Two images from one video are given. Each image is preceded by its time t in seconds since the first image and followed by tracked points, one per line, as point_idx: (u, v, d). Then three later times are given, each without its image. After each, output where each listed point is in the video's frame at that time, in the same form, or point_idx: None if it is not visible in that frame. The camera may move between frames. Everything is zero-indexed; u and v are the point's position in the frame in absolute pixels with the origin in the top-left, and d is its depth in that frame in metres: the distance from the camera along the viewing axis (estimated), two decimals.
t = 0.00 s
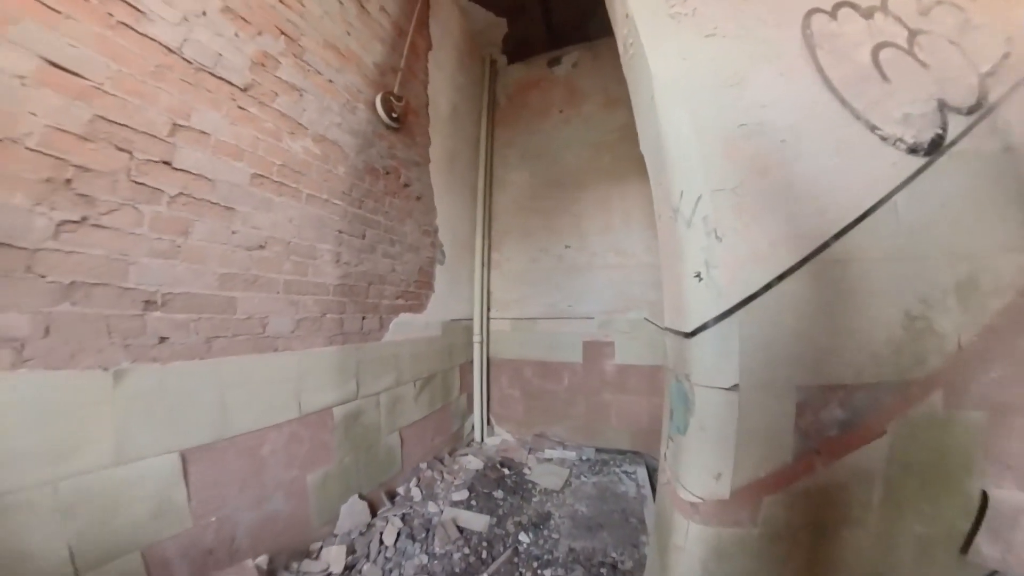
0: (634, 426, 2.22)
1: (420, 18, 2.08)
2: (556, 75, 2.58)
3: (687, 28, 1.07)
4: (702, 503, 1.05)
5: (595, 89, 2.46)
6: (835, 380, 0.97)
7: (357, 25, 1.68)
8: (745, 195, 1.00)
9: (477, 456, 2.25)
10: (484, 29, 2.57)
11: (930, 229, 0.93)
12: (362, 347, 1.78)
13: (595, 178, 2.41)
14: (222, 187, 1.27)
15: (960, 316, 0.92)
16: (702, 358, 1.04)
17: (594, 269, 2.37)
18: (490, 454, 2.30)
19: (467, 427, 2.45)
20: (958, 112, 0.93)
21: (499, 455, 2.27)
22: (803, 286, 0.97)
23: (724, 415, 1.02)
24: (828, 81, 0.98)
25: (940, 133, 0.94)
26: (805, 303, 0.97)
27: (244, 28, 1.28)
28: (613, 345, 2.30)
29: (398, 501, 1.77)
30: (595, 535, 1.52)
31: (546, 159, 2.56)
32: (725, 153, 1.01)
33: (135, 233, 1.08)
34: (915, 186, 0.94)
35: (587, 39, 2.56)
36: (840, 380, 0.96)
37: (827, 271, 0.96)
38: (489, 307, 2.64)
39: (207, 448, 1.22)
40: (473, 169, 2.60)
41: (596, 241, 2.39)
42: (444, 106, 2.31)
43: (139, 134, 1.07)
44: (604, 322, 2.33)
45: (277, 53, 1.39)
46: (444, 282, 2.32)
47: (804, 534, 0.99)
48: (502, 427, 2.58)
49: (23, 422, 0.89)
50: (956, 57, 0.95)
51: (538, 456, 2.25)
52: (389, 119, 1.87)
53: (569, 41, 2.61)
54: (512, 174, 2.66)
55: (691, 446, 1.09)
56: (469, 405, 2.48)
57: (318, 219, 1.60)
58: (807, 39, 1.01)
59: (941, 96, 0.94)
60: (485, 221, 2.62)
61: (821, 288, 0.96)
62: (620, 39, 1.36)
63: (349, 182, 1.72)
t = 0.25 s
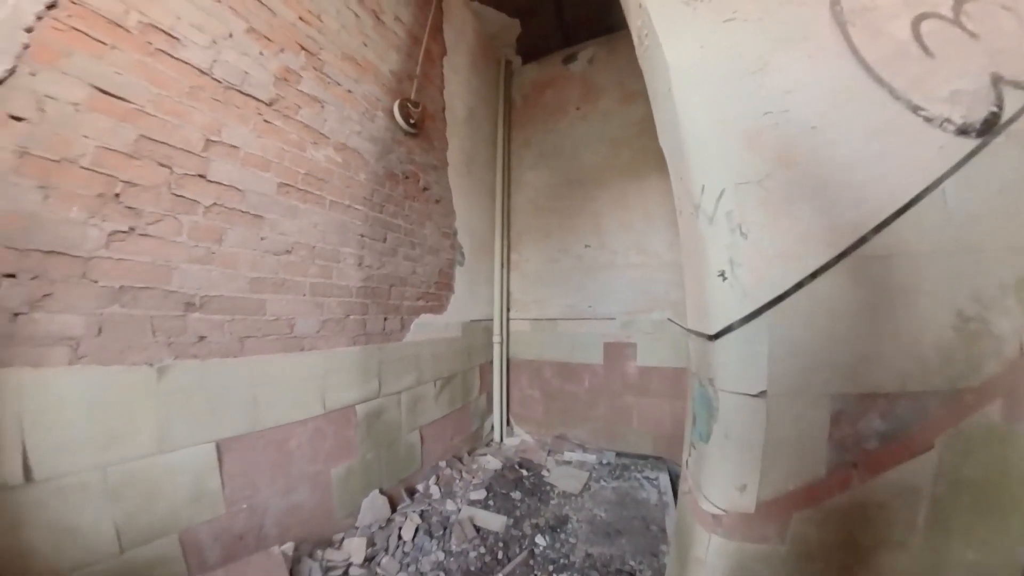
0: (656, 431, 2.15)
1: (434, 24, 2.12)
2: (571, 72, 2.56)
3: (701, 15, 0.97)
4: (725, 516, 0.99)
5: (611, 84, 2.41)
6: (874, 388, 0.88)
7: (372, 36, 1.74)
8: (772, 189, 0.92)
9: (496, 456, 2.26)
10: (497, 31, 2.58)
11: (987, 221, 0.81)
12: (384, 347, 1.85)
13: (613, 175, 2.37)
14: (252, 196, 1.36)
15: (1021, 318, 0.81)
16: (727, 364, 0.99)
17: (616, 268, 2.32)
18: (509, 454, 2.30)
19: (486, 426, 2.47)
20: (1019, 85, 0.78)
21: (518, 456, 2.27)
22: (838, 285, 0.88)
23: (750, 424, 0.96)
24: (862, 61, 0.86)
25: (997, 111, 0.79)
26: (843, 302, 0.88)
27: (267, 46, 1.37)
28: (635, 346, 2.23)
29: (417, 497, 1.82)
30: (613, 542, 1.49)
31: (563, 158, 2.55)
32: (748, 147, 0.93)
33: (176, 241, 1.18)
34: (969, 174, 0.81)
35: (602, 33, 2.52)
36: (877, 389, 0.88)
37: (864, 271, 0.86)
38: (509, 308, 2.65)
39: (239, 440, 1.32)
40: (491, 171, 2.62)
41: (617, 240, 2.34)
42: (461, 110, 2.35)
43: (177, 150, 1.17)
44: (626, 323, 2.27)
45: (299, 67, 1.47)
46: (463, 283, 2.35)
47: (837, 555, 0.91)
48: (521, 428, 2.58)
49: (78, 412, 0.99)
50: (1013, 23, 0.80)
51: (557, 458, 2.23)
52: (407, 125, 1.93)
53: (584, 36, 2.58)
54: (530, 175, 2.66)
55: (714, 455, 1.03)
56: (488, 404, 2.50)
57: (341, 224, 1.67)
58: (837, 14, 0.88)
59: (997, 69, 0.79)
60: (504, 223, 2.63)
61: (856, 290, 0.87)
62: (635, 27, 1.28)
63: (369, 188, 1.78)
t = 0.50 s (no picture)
0: (685, 435, 2.08)
1: (450, 28, 2.15)
2: (589, 67, 2.55)
3: None
4: (758, 528, 0.91)
5: (631, 77, 2.38)
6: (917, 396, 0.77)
7: (392, 44, 1.80)
8: (811, 176, 0.81)
9: (517, 456, 2.26)
10: (512, 32, 2.58)
11: None
12: (408, 346, 1.90)
13: (635, 169, 2.32)
14: (283, 202, 1.45)
15: None
16: (762, 364, 0.89)
17: (641, 266, 2.27)
18: (530, 454, 2.29)
19: (509, 426, 2.47)
20: None
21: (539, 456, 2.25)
22: (886, 280, 0.77)
23: (788, 429, 0.86)
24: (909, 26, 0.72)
25: None
26: (890, 300, 0.77)
27: (294, 60, 1.45)
28: (661, 347, 2.17)
29: (438, 494, 1.84)
30: (635, 549, 1.44)
31: (584, 155, 2.53)
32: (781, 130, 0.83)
33: (216, 245, 1.28)
34: None
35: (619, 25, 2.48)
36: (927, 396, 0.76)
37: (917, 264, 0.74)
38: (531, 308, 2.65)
39: (271, 432, 1.40)
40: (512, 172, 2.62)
41: (641, 237, 2.28)
42: (480, 113, 2.37)
43: (216, 161, 1.27)
44: (653, 323, 2.21)
45: (323, 79, 1.54)
46: (484, 283, 2.37)
47: None
48: (543, 429, 2.57)
49: (129, 400, 1.09)
50: None
51: (579, 460, 2.20)
52: (428, 128, 1.98)
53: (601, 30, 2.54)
54: (551, 173, 2.66)
55: (746, 461, 0.94)
56: (510, 404, 2.50)
57: (366, 227, 1.74)
58: None
59: None
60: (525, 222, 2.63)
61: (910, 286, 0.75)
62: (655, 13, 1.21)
63: (393, 191, 1.85)
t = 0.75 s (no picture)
0: (730, 441, 1.95)
1: (474, 28, 2.15)
2: (615, 58, 2.48)
3: None
4: (837, 545, 0.82)
5: (661, 64, 2.29)
6: (1001, 396, 0.71)
7: (420, 47, 1.83)
8: (896, 146, 0.75)
9: (551, 458, 2.22)
10: (534, 28, 2.53)
11: None
12: (444, 343, 1.92)
13: (670, 160, 2.22)
14: (323, 203, 1.51)
15: None
16: (842, 361, 0.82)
17: (680, 261, 2.16)
18: (563, 456, 2.24)
19: (542, 427, 2.43)
20: None
21: (574, 459, 2.20)
22: (986, 258, 0.70)
23: (877, 434, 0.78)
24: None
25: None
26: (991, 278, 0.70)
27: (328, 67, 1.50)
28: (703, 348, 2.06)
29: (472, 493, 1.84)
30: (677, 560, 1.36)
31: (615, 149, 2.45)
32: (857, 96, 0.77)
33: (258, 246, 1.35)
34: None
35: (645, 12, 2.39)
36: None
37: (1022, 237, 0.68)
38: (565, 306, 2.60)
39: (311, 427, 1.45)
40: (541, 170, 2.59)
41: (679, 232, 2.18)
42: (507, 114, 2.35)
43: (258, 166, 1.34)
44: (693, 322, 2.10)
45: (356, 83, 1.60)
46: (518, 283, 2.35)
47: None
48: (576, 431, 2.51)
49: (176, 396, 1.17)
50: None
51: (615, 463, 2.13)
52: (458, 128, 2.00)
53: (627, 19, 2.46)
54: (581, 169, 2.61)
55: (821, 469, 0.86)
56: (544, 405, 2.45)
57: (398, 228, 1.77)
58: None
59: None
60: (556, 221, 2.59)
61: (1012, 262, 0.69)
62: None
63: (426, 191, 1.88)
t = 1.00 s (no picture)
0: (771, 449, 1.86)
1: (497, 28, 2.13)
2: (643, 49, 2.39)
3: None
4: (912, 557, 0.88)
5: (692, 51, 2.18)
6: None
7: (448, 51, 1.85)
8: (971, 132, 0.78)
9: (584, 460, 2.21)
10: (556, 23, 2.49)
11: None
12: (481, 344, 1.95)
13: (705, 151, 2.12)
14: (364, 207, 1.60)
15: None
16: (920, 363, 0.89)
17: (719, 257, 2.06)
18: (596, 459, 2.22)
19: (575, 428, 2.41)
20: None
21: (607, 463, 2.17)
22: None
23: (950, 438, 0.84)
24: None
25: None
26: None
27: (363, 75, 1.56)
28: (745, 348, 1.95)
29: (506, 492, 1.86)
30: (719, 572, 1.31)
31: (647, 144, 2.36)
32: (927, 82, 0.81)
33: (304, 250, 1.45)
34: None
35: None
36: None
37: None
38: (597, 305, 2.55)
39: (354, 425, 1.53)
40: (569, 168, 2.54)
41: (717, 227, 2.07)
42: (535, 111, 2.34)
43: (302, 173, 1.43)
44: (734, 322, 2.00)
45: (390, 89, 1.64)
46: (552, 281, 2.34)
47: None
48: (609, 434, 2.46)
49: (231, 397, 1.28)
50: None
51: (649, 468, 2.08)
52: (488, 128, 2.01)
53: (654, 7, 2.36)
54: (611, 166, 2.53)
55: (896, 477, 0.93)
56: (577, 406, 2.43)
57: (438, 227, 1.84)
58: None
59: None
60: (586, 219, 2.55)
61: None
62: None
63: (461, 192, 1.92)
